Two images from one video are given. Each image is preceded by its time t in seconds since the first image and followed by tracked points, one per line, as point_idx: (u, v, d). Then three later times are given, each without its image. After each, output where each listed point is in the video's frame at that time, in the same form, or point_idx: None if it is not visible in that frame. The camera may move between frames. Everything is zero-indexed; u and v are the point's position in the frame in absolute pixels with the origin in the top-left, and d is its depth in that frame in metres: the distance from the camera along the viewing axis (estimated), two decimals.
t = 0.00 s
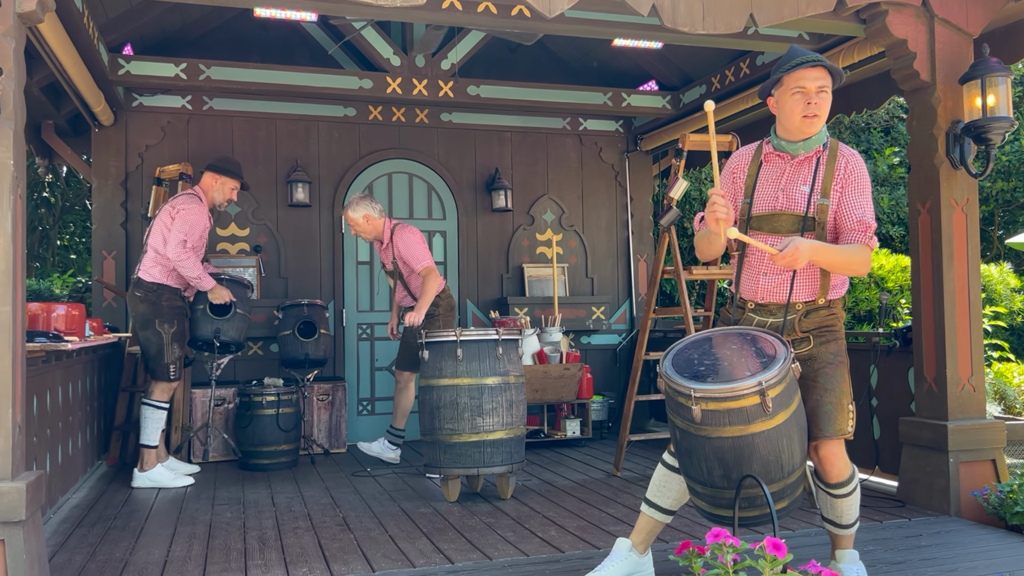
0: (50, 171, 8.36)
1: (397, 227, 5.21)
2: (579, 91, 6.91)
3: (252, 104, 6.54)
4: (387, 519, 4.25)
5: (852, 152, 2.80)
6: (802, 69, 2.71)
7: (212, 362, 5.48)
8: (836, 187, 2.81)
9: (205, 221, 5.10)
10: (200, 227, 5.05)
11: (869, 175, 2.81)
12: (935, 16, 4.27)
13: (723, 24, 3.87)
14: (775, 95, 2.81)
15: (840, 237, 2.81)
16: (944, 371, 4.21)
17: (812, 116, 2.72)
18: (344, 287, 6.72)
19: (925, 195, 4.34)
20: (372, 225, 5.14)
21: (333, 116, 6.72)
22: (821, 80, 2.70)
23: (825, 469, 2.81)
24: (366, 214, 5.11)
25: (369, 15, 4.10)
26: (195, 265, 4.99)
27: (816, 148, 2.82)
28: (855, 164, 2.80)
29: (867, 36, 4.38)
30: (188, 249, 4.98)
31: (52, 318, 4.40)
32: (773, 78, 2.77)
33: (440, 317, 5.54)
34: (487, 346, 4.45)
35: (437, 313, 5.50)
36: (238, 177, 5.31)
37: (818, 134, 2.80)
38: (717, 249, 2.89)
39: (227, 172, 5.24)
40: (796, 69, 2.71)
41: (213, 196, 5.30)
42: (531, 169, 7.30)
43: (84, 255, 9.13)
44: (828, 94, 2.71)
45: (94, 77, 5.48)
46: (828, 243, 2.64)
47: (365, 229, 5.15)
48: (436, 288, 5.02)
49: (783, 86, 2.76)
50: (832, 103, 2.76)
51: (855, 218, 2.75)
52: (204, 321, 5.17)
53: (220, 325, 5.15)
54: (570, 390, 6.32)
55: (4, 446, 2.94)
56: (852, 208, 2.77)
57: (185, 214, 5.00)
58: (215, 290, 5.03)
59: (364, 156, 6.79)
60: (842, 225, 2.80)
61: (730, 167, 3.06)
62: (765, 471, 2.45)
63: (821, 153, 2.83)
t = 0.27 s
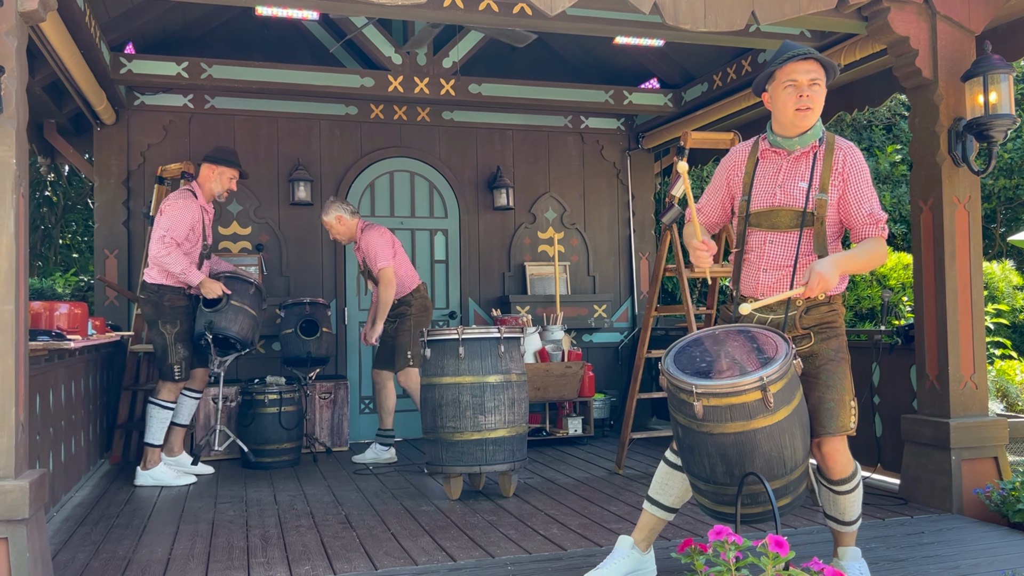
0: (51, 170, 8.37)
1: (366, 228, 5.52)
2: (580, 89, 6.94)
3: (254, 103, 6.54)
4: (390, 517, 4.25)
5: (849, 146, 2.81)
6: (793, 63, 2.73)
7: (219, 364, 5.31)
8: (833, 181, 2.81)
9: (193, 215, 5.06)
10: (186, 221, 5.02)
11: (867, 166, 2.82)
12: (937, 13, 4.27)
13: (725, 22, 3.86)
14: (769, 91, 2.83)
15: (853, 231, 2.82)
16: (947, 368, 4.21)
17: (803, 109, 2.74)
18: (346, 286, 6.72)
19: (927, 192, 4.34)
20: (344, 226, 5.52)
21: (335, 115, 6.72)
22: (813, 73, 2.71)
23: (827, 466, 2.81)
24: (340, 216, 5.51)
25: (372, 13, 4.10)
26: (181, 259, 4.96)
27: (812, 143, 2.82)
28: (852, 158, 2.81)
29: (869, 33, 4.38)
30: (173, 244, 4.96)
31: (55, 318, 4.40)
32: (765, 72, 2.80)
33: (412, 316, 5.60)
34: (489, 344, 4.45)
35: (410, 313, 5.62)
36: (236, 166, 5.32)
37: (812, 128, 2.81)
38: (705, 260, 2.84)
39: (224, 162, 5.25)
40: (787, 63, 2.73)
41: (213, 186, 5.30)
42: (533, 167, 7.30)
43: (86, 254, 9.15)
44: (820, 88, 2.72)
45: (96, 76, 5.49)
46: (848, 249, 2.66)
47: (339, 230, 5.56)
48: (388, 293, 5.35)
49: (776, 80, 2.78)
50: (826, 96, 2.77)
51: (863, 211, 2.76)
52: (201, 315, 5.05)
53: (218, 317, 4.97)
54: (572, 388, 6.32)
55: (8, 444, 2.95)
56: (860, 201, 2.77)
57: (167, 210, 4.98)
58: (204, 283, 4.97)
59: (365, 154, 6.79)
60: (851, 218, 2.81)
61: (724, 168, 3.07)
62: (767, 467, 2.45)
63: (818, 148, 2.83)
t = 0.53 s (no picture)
0: (54, 169, 8.38)
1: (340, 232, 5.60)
2: (582, 87, 6.94)
3: (256, 101, 6.54)
4: (392, 514, 4.25)
5: (846, 141, 2.78)
6: (778, 58, 2.73)
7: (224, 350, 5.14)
8: (831, 176, 2.81)
9: (198, 209, 5.00)
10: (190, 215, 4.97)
11: (866, 161, 2.80)
12: (939, 10, 4.26)
13: (727, 19, 3.86)
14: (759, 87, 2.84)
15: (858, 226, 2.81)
16: (949, 365, 4.21)
17: (789, 104, 2.72)
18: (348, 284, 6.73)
19: (929, 189, 4.33)
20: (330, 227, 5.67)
21: (337, 113, 6.73)
22: (798, 68, 2.71)
23: (829, 463, 2.81)
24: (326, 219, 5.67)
25: (375, 11, 4.10)
26: (182, 249, 4.90)
27: (806, 138, 2.81)
28: (850, 152, 2.79)
29: (872, 31, 4.38)
30: (176, 236, 4.93)
31: (58, 316, 4.44)
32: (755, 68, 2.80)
33: (387, 311, 5.53)
34: (492, 342, 4.46)
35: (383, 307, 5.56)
36: (247, 164, 5.25)
37: (805, 123, 2.79)
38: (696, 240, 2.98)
39: (234, 159, 5.18)
40: (773, 59, 2.73)
41: (227, 186, 5.25)
42: (535, 165, 7.30)
43: (89, 252, 9.16)
44: (808, 82, 2.71)
45: (98, 74, 5.49)
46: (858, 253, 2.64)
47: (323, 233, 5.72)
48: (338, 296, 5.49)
49: (763, 76, 2.79)
50: (814, 89, 2.75)
51: (868, 205, 2.75)
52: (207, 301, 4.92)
53: (221, 298, 4.85)
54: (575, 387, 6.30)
55: (11, 443, 2.95)
56: (863, 195, 2.76)
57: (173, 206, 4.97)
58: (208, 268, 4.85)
59: (367, 153, 6.79)
60: (855, 212, 2.81)
61: (721, 166, 3.06)
62: (770, 465, 2.45)
63: (814, 143, 2.82)
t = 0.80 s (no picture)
0: (56, 167, 8.39)
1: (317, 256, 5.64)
2: (585, 85, 6.92)
3: (257, 100, 6.54)
4: (394, 512, 4.26)
5: (847, 139, 2.79)
6: (774, 56, 2.73)
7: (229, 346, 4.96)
8: (832, 173, 2.81)
9: (213, 203, 4.94)
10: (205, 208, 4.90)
11: (866, 158, 2.80)
12: (942, 7, 4.25)
13: (729, 16, 3.87)
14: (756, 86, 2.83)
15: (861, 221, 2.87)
16: (951, 363, 4.20)
17: (786, 102, 2.72)
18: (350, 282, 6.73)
19: (932, 186, 4.32)
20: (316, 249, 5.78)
21: (338, 111, 6.73)
22: (794, 66, 2.70)
23: (832, 460, 2.81)
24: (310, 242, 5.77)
25: (376, 9, 4.10)
26: (193, 241, 4.83)
27: (806, 136, 2.81)
28: (851, 150, 2.80)
29: (874, 28, 4.37)
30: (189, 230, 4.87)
31: (60, 314, 4.47)
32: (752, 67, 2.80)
33: (376, 313, 5.57)
34: (494, 340, 4.46)
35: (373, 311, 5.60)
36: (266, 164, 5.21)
37: (803, 121, 2.78)
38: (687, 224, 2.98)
39: (254, 158, 5.13)
40: (768, 57, 2.73)
41: (249, 185, 5.21)
42: (537, 163, 7.30)
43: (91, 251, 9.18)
44: (804, 80, 2.70)
45: (100, 73, 5.49)
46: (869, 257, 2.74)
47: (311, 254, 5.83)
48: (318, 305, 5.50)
49: (760, 75, 2.78)
50: (811, 88, 2.75)
51: (871, 200, 2.82)
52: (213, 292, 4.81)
53: (227, 291, 4.72)
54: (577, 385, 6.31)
55: (14, 441, 2.95)
56: (866, 191, 2.80)
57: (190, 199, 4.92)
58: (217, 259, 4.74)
59: (369, 151, 6.79)
60: (857, 207, 2.84)
61: (722, 165, 3.06)
62: (772, 463, 2.45)
63: (814, 141, 2.82)
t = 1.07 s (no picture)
0: (59, 166, 8.40)
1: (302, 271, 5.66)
2: (587, 83, 6.90)
3: (259, 98, 6.54)
4: (396, 510, 4.26)
5: (852, 136, 2.80)
6: (783, 53, 2.73)
7: (245, 351, 4.90)
8: (838, 171, 2.82)
9: (241, 198, 5.01)
10: (233, 205, 4.98)
11: (871, 154, 2.84)
12: (944, 4, 4.25)
13: (732, 15, 3.91)
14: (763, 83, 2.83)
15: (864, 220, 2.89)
16: (954, 361, 4.20)
17: (794, 99, 2.71)
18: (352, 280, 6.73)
19: (934, 184, 4.32)
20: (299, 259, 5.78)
21: (340, 109, 6.73)
22: (803, 63, 2.71)
23: (834, 458, 2.81)
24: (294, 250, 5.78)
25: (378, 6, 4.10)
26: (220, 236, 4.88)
27: (812, 133, 2.78)
28: (858, 148, 2.82)
29: (876, 25, 4.36)
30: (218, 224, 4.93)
31: (63, 312, 4.49)
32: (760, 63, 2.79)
33: (365, 313, 5.58)
34: (495, 338, 4.46)
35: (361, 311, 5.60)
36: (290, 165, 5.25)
37: (813, 117, 2.76)
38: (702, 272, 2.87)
39: (278, 157, 5.16)
40: (777, 53, 2.73)
41: (272, 184, 5.25)
42: (538, 161, 7.29)
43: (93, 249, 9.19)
44: (812, 77, 2.71)
45: (102, 71, 5.49)
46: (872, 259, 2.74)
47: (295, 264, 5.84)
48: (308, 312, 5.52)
49: (769, 72, 2.78)
50: (819, 85, 2.76)
51: (874, 199, 2.83)
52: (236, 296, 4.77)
53: (247, 297, 4.66)
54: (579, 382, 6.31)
55: (17, 439, 2.96)
56: (870, 190, 2.82)
57: (218, 194, 5.00)
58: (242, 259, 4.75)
59: (371, 149, 6.79)
60: (860, 206, 2.86)
61: (726, 160, 3.03)
62: (774, 460, 2.45)
63: (821, 138, 2.83)
